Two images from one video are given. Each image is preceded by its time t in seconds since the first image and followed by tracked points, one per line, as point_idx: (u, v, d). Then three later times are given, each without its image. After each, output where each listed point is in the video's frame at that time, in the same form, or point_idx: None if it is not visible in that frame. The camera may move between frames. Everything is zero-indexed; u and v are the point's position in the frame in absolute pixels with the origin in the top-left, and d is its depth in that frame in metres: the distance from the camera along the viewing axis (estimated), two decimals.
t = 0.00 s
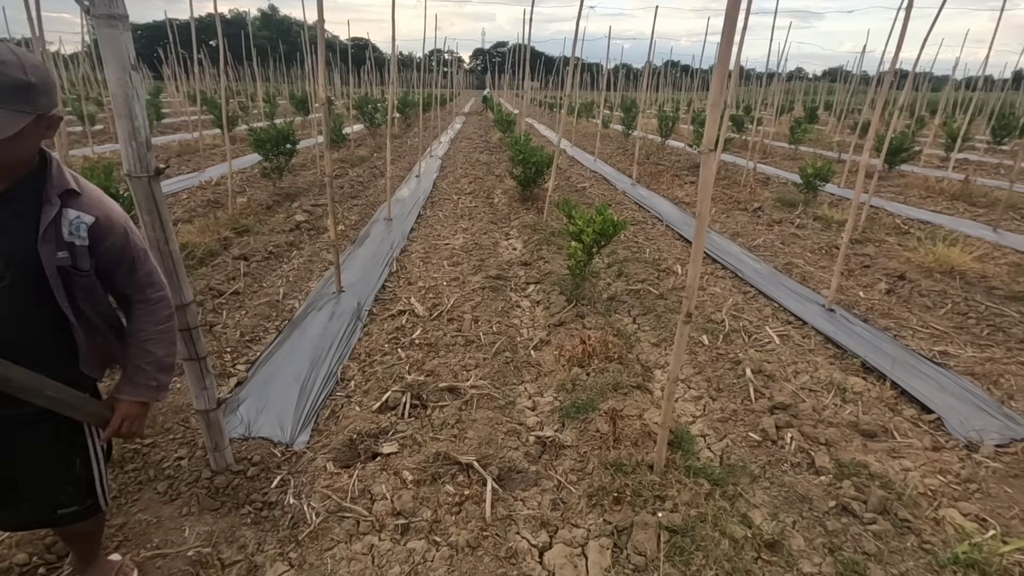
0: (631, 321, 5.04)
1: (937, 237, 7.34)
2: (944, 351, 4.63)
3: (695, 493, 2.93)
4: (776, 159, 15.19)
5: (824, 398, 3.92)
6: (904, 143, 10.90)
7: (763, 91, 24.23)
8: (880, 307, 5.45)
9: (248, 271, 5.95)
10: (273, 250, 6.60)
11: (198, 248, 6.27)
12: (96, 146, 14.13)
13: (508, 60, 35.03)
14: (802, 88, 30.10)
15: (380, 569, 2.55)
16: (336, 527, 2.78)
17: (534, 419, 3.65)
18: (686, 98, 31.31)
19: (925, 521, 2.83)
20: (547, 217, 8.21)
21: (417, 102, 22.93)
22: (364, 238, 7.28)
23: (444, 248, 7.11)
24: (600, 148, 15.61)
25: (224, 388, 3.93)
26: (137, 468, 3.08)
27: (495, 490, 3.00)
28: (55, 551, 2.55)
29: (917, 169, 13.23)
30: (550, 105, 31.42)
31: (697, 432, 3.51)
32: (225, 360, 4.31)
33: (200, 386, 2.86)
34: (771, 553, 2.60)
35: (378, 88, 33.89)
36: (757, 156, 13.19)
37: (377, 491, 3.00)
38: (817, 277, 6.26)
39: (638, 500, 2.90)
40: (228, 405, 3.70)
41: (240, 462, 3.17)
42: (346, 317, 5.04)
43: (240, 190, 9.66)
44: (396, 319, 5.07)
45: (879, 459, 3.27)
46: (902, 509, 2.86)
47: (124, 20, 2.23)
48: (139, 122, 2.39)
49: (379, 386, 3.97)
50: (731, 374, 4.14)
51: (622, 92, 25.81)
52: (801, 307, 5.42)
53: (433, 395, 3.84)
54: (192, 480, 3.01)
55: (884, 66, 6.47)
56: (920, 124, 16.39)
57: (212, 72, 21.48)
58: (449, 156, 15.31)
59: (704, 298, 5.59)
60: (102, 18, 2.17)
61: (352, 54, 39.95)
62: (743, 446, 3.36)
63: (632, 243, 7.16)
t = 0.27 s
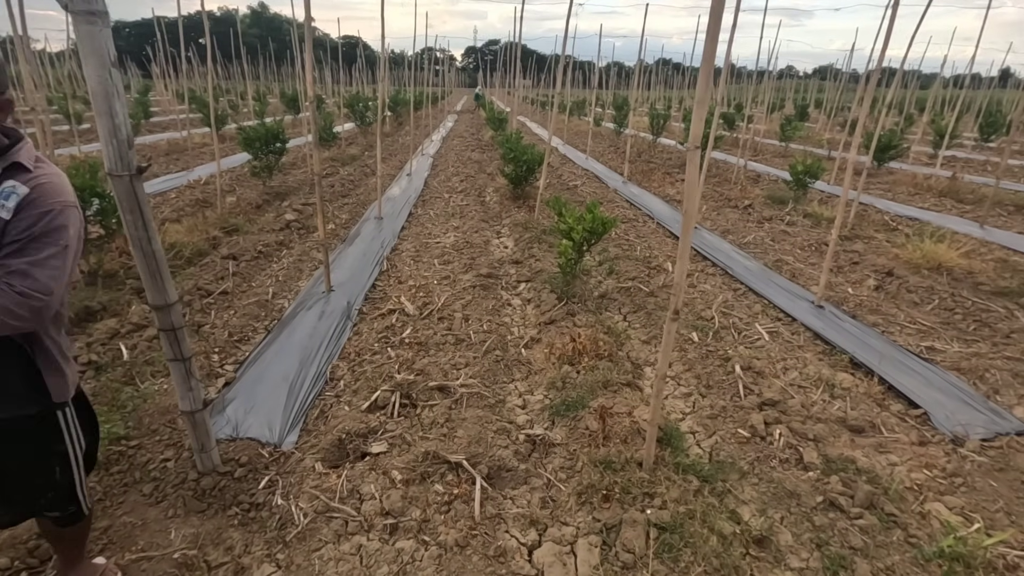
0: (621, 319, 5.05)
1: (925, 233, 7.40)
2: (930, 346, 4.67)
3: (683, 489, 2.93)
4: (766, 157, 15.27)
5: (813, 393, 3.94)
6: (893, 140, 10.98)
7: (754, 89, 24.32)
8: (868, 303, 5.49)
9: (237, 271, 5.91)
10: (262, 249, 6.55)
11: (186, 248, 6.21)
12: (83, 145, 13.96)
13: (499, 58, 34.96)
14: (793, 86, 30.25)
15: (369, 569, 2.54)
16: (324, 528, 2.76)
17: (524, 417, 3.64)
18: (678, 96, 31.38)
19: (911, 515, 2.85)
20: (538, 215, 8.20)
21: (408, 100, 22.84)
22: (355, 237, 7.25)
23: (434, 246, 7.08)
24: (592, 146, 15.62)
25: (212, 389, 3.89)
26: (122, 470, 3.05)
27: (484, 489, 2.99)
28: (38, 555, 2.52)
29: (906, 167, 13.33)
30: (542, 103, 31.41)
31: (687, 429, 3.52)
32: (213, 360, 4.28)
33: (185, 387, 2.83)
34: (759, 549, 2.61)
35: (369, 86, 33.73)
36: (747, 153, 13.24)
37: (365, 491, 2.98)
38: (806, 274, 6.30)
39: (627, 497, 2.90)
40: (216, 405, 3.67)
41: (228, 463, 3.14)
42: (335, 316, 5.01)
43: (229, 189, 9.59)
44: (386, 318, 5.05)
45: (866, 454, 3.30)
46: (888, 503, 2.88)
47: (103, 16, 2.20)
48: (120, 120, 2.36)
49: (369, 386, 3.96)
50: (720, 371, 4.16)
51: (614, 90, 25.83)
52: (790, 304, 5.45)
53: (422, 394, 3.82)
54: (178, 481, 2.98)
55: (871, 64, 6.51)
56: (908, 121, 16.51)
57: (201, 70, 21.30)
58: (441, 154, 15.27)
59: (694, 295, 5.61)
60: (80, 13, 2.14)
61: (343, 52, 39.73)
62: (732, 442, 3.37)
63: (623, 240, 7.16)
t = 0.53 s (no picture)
0: (615, 318, 5.06)
1: (916, 232, 7.46)
2: (922, 344, 4.70)
3: (677, 488, 2.95)
4: (760, 155, 15.33)
5: (806, 391, 3.97)
6: (885, 139, 11.04)
7: (748, 88, 24.44)
8: (860, 302, 5.52)
9: (230, 271, 5.88)
10: (255, 250, 6.52)
11: (178, 248, 6.17)
12: (73, 145, 13.84)
13: (493, 57, 34.91)
14: (786, 85, 30.38)
15: (362, 570, 2.54)
16: (318, 529, 2.75)
17: (518, 417, 3.65)
18: (672, 95, 31.45)
19: (902, 511, 2.87)
20: (532, 214, 8.21)
21: (402, 99, 22.78)
22: (349, 237, 7.23)
23: (429, 246, 7.07)
24: (586, 145, 15.63)
25: (205, 391, 3.88)
26: (114, 473, 3.03)
27: (478, 489, 2.99)
28: (29, 558, 2.50)
29: (898, 165, 13.42)
30: (536, 102, 31.39)
31: (681, 428, 3.53)
32: (206, 361, 4.26)
33: (178, 389, 2.82)
34: (752, 547, 2.63)
35: (363, 85, 33.62)
36: (741, 152, 13.29)
37: (359, 492, 2.98)
38: (799, 272, 6.33)
39: (621, 496, 2.91)
40: (209, 407, 3.66)
41: (221, 465, 3.13)
42: (329, 317, 5.00)
43: (222, 189, 9.54)
44: (380, 318, 5.04)
45: (858, 451, 3.32)
46: (879, 500, 2.90)
47: (92, 16, 2.19)
48: (110, 121, 2.35)
49: (363, 386, 3.95)
50: (713, 369, 4.18)
51: (608, 89, 25.85)
52: (783, 303, 5.48)
53: (417, 395, 3.82)
54: (171, 484, 2.96)
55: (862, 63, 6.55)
56: (900, 120, 16.60)
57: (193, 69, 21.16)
58: (435, 154, 15.25)
59: (688, 294, 5.62)
60: (70, 13, 2.13)
61: (336, 51, 39.57)
62: (725, 440, 3.39)
63: (617, 239, 7.18)
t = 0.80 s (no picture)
0: (612, 317, 5.07)
1: (911, 231, 7.50)
2: (916, 342, 4.73)
3: (673, 487, 2.96)
4: (756, 155, 15.38)
5: (801, 390, 3.98)
6: (880, 139, 11.09)
7: (743, 87, 24.49)
8: (855, 300, 5.55)
9: (226, 272, 5.86)
10: (251, 250, 6.50)
11: (173, 249, 6.15)
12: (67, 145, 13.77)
13: (490, 57, 34.89)
14: (782, 85, 30.49)
15: (359, 570, 2.54)
16: (315, 529, 2.75)
17: (515, 416, 3.65)
18: (668, 95, 31.51)
19: (897, 509, 2.89)
20: (529, 214, 8.21)
21: (398, 99, 22.74)
22: (345, 237, 7.22)
23: (425, 246, 7.07)
24: (582, 145, 15.63)
25: (200, 392, 3.86)
26: (110, 474, 3.02)
27: (475, 488, 3.00)
28: (24, 561, 2.49)
29: (893, 165, 13.47)
30: (532, 102, 31.38)
31: (677, 427, 3.54)
32: (202, 362, 4.24)
33: (173, 390, 2.81)
34: (748, 544, 2.64)
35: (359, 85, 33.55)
36: (737, 152, 13.33)
37: (356, 492, 2.98)
38: (795, 271, 6.36)
39: (618, 495, 2.92)
40: (205, 408, 3.65)
41: (217, 465, 3.12)
42: (325, 317, 4.99)
43: (217, 189, 9.51)
44: (376, 318, 5.03)
45: (853, 449, 3.34)
46: (874, 497, 2.92)
47: (86, 15, 2.18)
48: (105, 121, 2.34)
49: (360, 387, 3.95)
50: (709, 368, 4.19)
51: (604, 89, 25.85)
52: (779, 302, 5.50)
53: (413, 395, 3.82)
54: (167, 484, 2.96)
55: (856, 63, 6.58)
56: (895, 119, 16.67)
57: (188, 69, 21.08)
58: (431, 154, 15.23)
59: (684, 293, 5.64)
60: (64, 13, 2.11)
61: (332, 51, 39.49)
62: (721, 439, 3.40)
63: (613, 239, 7.19)
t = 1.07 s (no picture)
0: (609, 316, 5.08)
1: (906, 229, 7.52)
2: (911, 340, 4.75)
3: (671, 484, 2.97)
4: (752, 154, 15.42)
5: (798, 388, 4.00)
6: (875, 138, 11.13)
7: (740, 87, 24.54)
8: (851, 299, 5.57)
9: (223, 271, 5.85)
10: (248, 250, 6.49)
11: (170, 248, 6.14)
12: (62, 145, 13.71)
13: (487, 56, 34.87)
14: (778, 84, 30.57)
15: (357, 569, 2.54)
16: (313, 528, 2.75)
17: (513, 415, 3.66)
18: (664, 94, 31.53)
19: (893, 505, 2.91)
20: (526, 213, 8.21)
21: (395, 98, 22.71)
22: (342, 236, 7.21)
23: (422, 245, 7.07)
24: (579, 144, 15.64)
25: (198, 391, 3.86)
26: (107, 474, 3.01)
27: (473, 487, 3.00)
28: (21, 561, 2.48)
29: (888, 164, 13.52)
30: (529, 101, 31.38)
31: (674, 425, 3.55)
32: (199, 362, 4.24)
33: (170, 389, 2.81)
34: (745, 541, 2.65)
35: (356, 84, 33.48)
36: (733, 151, 13.35)
37: (354, 491, 2.98)
38: (791, 270, 6.38)
39: (616, 493, 2.93)
40: (202, 407, 3.65)
41: (215, 465, 3.12)
42: (323, 317, 4.99)
43: (213, 189, 9.48)
44: (374, 318, 5.03)
45: (849, 447, 3.35)
46: (870, 494, 2.94)
47: (82, 14, 2.17)
48: (101, 120, 2.33)
49: (357, 386, 3.95)
50: (706, 367, 4.20)
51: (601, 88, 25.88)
52: (775, 300, 5.52)
53: (411, 394, 3.82)
54: (165, 484, 2.95)
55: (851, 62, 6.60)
56: (890, 119, 16.73)
57: (184, 69, 21.01)
58: (428, 153, 15.22)
59: (681, 292, 5.65)
60: (59, 12, 2.11)
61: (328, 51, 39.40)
62: (718, 436, 3.41)
63: (610, 238, 7.21)
